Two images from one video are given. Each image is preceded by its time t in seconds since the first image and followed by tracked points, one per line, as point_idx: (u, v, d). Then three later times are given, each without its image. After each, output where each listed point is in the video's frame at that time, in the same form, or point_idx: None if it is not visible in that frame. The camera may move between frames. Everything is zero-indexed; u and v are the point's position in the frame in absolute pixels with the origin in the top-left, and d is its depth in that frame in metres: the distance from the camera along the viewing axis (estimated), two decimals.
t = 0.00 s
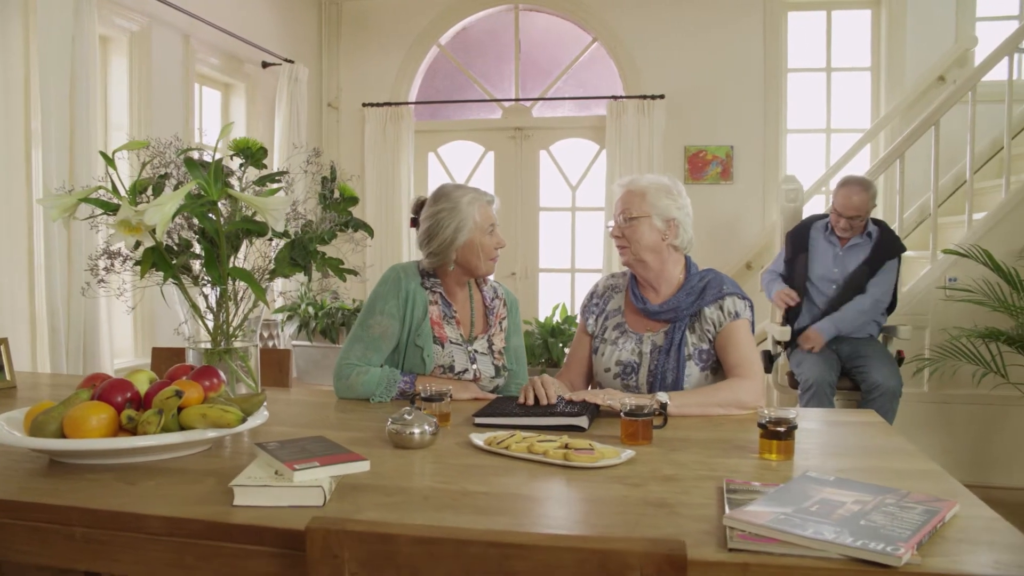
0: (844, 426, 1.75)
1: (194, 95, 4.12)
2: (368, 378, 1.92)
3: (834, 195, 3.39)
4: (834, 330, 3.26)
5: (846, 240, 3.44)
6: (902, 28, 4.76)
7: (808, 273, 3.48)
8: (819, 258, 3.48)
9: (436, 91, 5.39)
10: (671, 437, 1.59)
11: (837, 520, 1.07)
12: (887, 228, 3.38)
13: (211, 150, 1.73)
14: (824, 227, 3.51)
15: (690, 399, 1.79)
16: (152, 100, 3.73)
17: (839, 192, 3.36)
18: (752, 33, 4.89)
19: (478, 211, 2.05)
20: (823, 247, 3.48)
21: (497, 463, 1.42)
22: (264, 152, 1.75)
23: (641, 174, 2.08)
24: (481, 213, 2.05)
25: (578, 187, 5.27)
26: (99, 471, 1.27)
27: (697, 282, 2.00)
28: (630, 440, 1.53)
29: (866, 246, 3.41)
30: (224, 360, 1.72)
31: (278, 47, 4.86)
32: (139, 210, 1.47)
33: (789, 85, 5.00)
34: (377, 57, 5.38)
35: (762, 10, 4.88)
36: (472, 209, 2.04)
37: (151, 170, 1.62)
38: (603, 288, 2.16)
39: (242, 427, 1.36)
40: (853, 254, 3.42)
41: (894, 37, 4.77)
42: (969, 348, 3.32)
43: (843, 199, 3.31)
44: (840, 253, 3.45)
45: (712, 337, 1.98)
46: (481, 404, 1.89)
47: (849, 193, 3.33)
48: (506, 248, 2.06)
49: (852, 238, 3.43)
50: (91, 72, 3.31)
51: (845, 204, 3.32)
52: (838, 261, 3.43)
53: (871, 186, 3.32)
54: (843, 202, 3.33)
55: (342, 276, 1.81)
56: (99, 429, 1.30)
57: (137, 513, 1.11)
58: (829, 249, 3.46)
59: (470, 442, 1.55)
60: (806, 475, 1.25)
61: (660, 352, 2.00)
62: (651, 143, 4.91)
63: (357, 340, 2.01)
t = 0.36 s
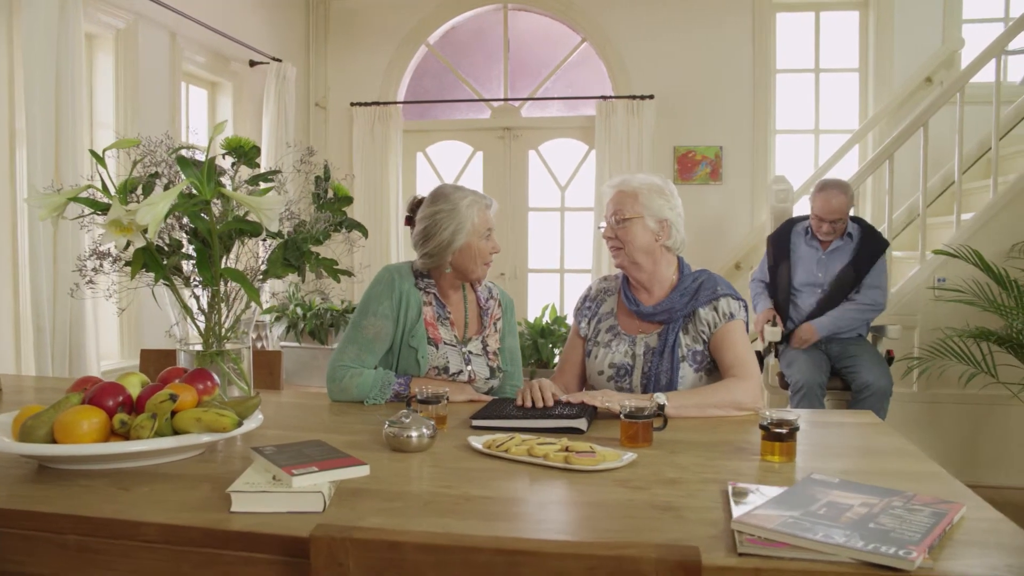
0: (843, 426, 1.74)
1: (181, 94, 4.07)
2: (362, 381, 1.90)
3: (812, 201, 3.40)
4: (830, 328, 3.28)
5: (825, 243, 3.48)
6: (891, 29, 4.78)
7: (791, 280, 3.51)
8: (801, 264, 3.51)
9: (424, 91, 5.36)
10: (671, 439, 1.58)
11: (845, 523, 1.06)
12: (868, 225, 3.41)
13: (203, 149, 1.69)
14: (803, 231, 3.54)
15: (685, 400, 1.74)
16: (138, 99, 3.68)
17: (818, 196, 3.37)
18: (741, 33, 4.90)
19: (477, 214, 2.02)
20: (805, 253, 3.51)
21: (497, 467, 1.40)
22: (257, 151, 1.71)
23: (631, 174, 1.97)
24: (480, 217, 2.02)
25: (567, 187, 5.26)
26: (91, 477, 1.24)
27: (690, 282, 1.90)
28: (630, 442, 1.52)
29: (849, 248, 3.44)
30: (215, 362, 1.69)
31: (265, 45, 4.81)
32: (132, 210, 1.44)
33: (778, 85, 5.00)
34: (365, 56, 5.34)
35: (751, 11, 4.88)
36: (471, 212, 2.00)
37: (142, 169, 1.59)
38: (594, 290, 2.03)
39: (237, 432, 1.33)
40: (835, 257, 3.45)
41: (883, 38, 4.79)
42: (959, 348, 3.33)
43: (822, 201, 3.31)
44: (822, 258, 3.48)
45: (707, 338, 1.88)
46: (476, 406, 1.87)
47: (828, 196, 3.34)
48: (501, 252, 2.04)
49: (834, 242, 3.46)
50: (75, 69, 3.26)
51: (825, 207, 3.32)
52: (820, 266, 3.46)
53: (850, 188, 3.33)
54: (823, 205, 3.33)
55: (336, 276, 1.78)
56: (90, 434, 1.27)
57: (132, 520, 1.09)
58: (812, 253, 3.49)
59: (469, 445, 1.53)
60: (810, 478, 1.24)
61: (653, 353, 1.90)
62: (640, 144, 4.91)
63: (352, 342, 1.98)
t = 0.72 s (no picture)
0: (846, 426, 1.73)
1: (171, 92, 4.03)
2: (360, 383, 1.87)
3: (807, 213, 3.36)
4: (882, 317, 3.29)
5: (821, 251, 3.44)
6: (882, 29, 4.80)
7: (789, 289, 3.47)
8: (799, 273, 3.48)
9: (416, 90, 5.33)
10: (676, 441, 1.56)
11: (861, 526, 1.04)
12: (864, 225, 3.39)
13: (198, 148, 1.66)
14: (797, 240, 3.52)
15: (686, 399, 1.73)
16: (128, 97, 3.63)
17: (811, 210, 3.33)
18: (734, 33, 4.90)
19: (475, 216, 1.98)
20: (802, 262, 3.48)
21: (502, 470, 1.38)
22: (254, 149, 1.68)
23: (630, 174, 1.95)
24: (478, 218, 1.99)
25: (559, 187, 5.25)
26: (88, 483, 1.20)
27: (690, 282, 1.88)
28: (634, 445, 1.50)
29: (848, 253, 3.43)
30: (212, 364, 1.66)
31: (256, 44, 4.77)
32: (128, 209, 1.41)
33: (770, 86, 5.01)
34: (356, 54, 5.30)
35: (744, 12, 4.89)
36: (469, 213, 1.97)
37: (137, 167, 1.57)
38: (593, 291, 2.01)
39: (238, 436, 1.30)
40: (835, 266, 3.42)
41: (874, 39, 4.81)
42: (952, 348, 3.34)
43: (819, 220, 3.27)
44: (821, 265, 3.45)
45: (708, 338, 1.86)
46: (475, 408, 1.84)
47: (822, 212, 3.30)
48: (497, 255, 2.01)
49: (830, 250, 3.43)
50: (64, 66, 3.22)
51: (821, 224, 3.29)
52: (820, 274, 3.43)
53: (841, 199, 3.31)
54: (819, 221, 3.30)
55: (334, 278, 1.76)
56: (86, 439, 1.23)
57: (133, 528, 1.06)
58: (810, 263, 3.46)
59: (472, 448, 1.51)
60: (821, 481, 1.23)
61: (654, 354, 1.87)
62: (633, 144, 4.90)
63: (349, 343, 1.95)
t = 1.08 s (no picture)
0: (845, 426, 1.73)
1: (158, 91, 3.98)
2: (355, 385, 1.85)
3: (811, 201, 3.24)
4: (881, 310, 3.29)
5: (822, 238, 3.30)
6: (870, 31, 4.82)
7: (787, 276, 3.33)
8: (798, 259, 3.34)
9: (403, 89, 5.30)
10: (678, 443, 1.55)
11: (873, 529, 1.03)
12: (868, 213, 3.27)
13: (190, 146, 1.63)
14: (797, 224, 3.37)
15: (684, 401, 1.71)
16: (114, 96, 3.59)
17: (814, 196, 3.19)
18: (723, 34, 4.91)
19: (472, 216, 1.96)
20: (801, 248, 3.34)
21: (504, 474, 1.36)
22: (248, 148, 1.65)
23: (629, 174, 1.94)
24: (475, 219, 1.96)
25: (548, 187, 5.23)
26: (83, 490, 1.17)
27: (689, 283, 1.86)
28: (636, 447, 1.49)
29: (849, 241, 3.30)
30: (203, 366, 1.63)
31: (243, 42, 4.72)
32: (120, 208, 1.38)
33: (759, 86, 5.02)
34: (343, 53, 5.26)
35: (733, 12, 4.90)
36: (466, 213, 1.95)
37: (128, 166, 1.53)
38: (591, 292, 1.99)
39: (236, 440, 1.27)
40: (836, 252, 3.29)
41: (862, 41, 4.83)
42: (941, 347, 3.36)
43: (823, 207, 3.12)
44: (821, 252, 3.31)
45: (707, 339, 1.85)
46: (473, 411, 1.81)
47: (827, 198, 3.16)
48: (494, 256, 1.98)
49: (831, 238, 3.29)
50: (50, 64, 3.17)
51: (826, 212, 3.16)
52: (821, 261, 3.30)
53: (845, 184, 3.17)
54: (823, 209, 3.16)
55: (330, 278, 1.73)
56: (79, 445, 1.20)
57: (130, 535, 1.03)
58: (809, 249, 3.32)
59: (471, 451, 1.49)
60: (828, 483, 1.22)
61: (653, 355, 1.86)
62: (622, 144, 4.90)
63: (344, 344, 1.92)
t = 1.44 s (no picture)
0: (840, 427, 1.72)
1: (138, 89, 3.92)
2: (345, 387, 1.82)
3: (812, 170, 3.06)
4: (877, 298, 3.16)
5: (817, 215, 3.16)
6: (852, 34, 4.86)
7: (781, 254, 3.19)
8: (792, 236, 3.19)
9: (387, 89, 5.26)
10: (674, 446, 1.53)
11: (880, 532, 1.02)
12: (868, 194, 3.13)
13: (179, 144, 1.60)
14: (794, 199, 3.21)
15: (678, 402, 1.70)
16: (94, 94, 3.53)
17: (816, 164, 3.02)
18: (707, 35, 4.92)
19: (463, 216, 1.94)
20: (797, 224, 3.19)
21: (501, 478, 1.34)
22: (237, 146, 1.61)
23: (623, 174, 1.92)
24: (466, 219, 1.94)
25: (532, 187, 5.22)
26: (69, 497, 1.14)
27: (683, 284, 1.86)
28: (633, 449, 1.47)
29: (848, 219, 3.15)
30: (191, 369, 1.60)
31: (225, 40, 4.67)
32: (107, 207, 1.34)
33: (742, 88, 5.04)
34: (326, 52, 5.22)
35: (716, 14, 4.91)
36: (458, 212, 1.93)
37: (114, 164, 1.50)
38: (583, 292, 1.97)
39: (228, 445, 1.24)
40: (833, 230, 3.14)
41: (844, 43, 4.86)
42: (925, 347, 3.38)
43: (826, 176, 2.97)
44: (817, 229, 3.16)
45: (700, 340, 1.84)
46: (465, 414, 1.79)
47: (830, 167, 2.99)
48: (485, 256, 1.96)
49: (829, 213, 3.14)
50: (29, 61, 3.11)
51: (830, 181, 2.99)
52: (816, 239, 3.15)
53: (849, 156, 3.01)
54: (826, 178, 2.99)
55: (320, 279, 1.70)
56: (66, 451, 1.17)
57: (120, 545, 1.00)
58: (805, 226, 3.17)
59: (467, 454, 1.47)
60: (829, 484, 1.21)
61: (646, 356, 1.84)
62: (607, 144, 4.90)
63: (333, 346, 1.89)
